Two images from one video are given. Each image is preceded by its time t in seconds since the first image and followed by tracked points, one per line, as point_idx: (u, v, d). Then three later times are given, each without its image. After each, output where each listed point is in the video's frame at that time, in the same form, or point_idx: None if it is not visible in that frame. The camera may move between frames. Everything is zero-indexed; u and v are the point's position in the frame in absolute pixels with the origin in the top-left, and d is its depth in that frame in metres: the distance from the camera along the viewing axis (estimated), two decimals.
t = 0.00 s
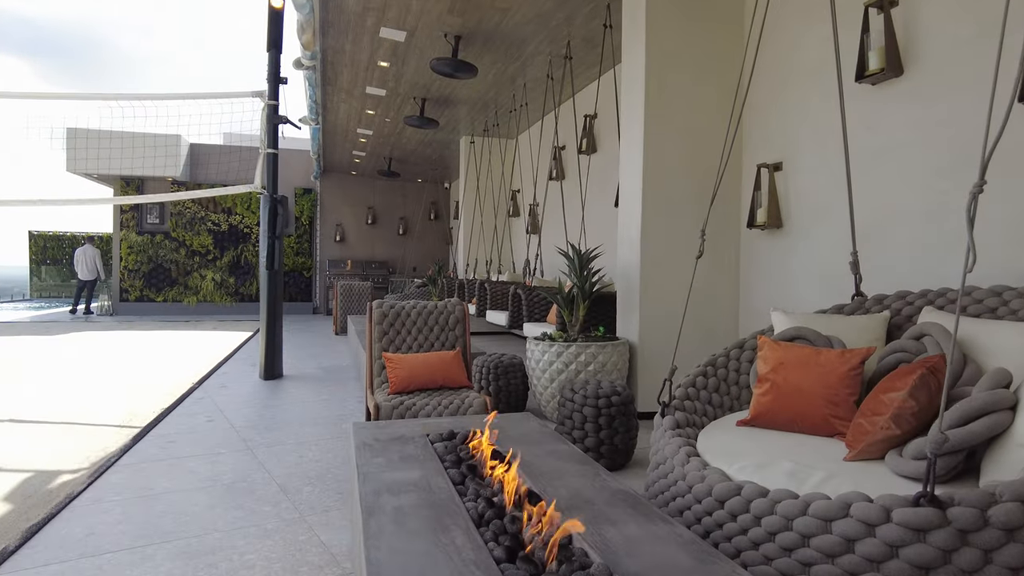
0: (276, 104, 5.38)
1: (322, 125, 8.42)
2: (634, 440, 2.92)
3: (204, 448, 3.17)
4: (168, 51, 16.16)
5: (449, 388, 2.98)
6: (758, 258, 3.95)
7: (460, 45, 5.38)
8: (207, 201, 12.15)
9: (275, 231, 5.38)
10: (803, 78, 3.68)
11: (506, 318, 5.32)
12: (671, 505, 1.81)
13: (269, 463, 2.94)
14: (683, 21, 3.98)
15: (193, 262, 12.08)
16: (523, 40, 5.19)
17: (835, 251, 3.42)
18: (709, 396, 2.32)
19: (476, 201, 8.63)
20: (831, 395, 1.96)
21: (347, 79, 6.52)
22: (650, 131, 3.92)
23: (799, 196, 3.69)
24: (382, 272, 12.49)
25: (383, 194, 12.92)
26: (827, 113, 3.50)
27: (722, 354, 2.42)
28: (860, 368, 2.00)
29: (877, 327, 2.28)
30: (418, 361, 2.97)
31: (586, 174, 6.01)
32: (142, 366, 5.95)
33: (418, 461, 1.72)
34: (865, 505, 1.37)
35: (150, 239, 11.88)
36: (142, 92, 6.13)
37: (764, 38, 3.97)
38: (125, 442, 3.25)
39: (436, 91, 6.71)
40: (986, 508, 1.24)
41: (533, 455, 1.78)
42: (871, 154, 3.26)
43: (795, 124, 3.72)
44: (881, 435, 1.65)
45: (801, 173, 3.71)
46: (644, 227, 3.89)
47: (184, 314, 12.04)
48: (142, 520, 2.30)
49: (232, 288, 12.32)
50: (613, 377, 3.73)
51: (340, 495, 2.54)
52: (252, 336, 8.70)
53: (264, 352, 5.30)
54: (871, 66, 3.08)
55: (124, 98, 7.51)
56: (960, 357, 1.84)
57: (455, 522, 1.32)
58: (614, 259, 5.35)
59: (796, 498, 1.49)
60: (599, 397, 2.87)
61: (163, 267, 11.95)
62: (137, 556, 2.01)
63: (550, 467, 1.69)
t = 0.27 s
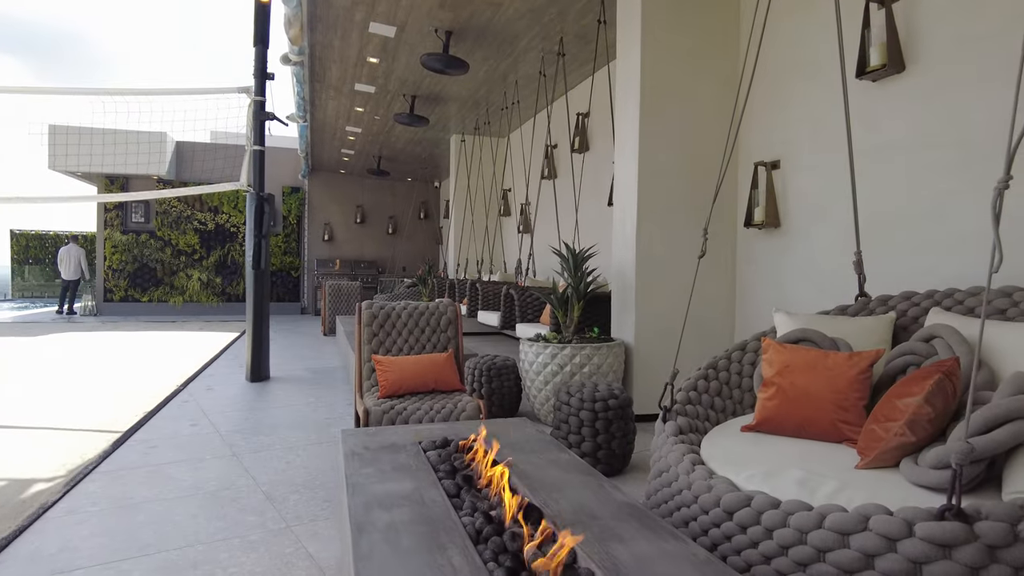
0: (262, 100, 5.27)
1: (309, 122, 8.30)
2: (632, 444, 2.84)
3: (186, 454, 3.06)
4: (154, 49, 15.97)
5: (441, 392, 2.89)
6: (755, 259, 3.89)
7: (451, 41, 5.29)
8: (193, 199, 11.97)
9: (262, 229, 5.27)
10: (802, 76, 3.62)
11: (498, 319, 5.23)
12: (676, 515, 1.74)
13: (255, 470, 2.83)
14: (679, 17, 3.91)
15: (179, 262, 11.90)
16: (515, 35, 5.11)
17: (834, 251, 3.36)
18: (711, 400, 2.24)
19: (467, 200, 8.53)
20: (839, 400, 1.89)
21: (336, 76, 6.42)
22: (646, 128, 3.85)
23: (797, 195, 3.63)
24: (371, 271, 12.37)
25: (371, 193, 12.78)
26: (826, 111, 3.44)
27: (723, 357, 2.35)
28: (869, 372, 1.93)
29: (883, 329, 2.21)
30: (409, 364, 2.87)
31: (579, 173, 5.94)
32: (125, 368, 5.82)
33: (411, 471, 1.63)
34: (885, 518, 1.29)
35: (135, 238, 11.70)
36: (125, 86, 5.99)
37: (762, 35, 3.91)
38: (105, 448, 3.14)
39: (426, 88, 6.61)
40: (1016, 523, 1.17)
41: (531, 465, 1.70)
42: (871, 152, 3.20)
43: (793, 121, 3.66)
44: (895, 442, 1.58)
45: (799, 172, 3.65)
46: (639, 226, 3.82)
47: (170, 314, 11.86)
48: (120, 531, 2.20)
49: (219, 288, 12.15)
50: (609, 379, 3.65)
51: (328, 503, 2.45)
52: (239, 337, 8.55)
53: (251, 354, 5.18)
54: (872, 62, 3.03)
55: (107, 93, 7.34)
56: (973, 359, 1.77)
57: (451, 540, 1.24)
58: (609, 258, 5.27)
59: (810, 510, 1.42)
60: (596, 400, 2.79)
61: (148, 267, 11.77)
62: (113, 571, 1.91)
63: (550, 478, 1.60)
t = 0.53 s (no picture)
0: (253, 96, 5.16)
1: (301, 120, 8.18)
2: (634, 448, 2.76)
3: (173, 460, 2.95)
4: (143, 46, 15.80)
5: (437, 395, 2.80)
6: (758, 258, 3.82)
7: (446, 37, 5.20)
8: (182, 198, 11.81)
9: (252, 228, 5.16)
10: (805, 72, 3.55)
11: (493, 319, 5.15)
12: (687, 526, 1.65)
13: (244, 476, 2.73)
14: (680, 11, 3.83)
15: (168, 261, 11.73)
16: (511, 31, 5.02)
17: (839, 249, 3.29)
18: (719, 403, 2.17)
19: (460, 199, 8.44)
20: (855, 404, 1.81)
21: (328, 71, 6.31)
22: (646, 126, 3.77)
23: (800, 192, 3.56)
24: (363, 271, 12.25)
25: (364, 192, 12.67)
26: (830, 109, 3.38)
27: (730, 359, 2.27)
28: (884, 375, 1.85)
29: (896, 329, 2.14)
30: (404, 366, 2.78)
31: (574, 171, 5.87)
32: (112, 369, 5.69)
33: (409, 482, 1.54)
34: (916, 532, 1.21)
35: (123, 237, 11.53)
36: (112, 81, 5.86)
37: (763, 30, 3.84)
38: (89, 453, 3.03)
39: (419, 84, 6.51)
40: None
41: (535, 473, 1.61)
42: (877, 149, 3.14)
43: (796, 118, 3.59)
44: (919, 447, 1.50)
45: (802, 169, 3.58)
46: (640, 226, 3.74)
47: (159, 314, 11.69)
48: (101, 542, 2.09)
49: (209, 288, 11.99)
50: (609, 381, 3.56)
51: (321, 512, 2.35)
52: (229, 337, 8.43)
53: (241, 355, 5.07)
54: (878, 57, 2.96)
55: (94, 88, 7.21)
56: (995, 362, 1.70)
57: (454, 558, 1.15)
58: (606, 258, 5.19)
59: (833, 522, 1.34)
60: (598, 403, 2.70)
61: (137, 266, 11.60)
62: None
63: (556, 489, 1.52)
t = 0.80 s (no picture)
0: (244, 91, 5.04)
1: (294, 117, 8.07)
2: (639, 453, 2.68)
3: (161, 465, 2.84)
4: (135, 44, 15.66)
5: (436, 398, 2.70)
6: (764, 258, 3.74)
7: (443, 32, 5.11)
8: (173, 196, 11.66)
9: (244, 227, 5.04)
10: (811, 68, 3.48)
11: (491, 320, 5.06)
12: (704, 539, 1.57)
13: (235, 483, 2.63)
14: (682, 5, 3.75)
15: (159, 260, 11.58)
16: (509, 26, 4.93)
17: (848, 248, 3.22)
18: (732, 408, 2.09)
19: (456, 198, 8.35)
20: (876, 409, 1.73)
21: (321, 67, 6.21)
22: (648, 123, 3.68)
23: (806, 190, 3.49)
24: (357, 271, 12.13)
25: (358, 191, 12.55)
26: (838, 105, 3.30)
27: (741, 361, 2.19)
28: (906, 379, 1.77)
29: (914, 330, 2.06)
30: (401, 368, 2.68)
31: (572, 169, 5.79)
32: (101, 370, 5.57)
33: (411, 494, 1.45)
34: (959, 550, 1.13)
35: (113, 236, 11.37)
36: (100, 75, 5.74)
37: (768, 26, 3.76)
38: (74, 458, 2.92)
39: (415, 81, 6.42)
40: None
41: (544, 484, 1.52)
42: (886, 147, 3.06)
43: (801, 114, 3.52)
44: (950, 456, 1.43)
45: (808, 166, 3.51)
46: (642, 225, 3.65)
47: (150, 314, 11.54)
48: (84, 554, 1.99)
49: (201, 288, 11.84)
50: (611, 383, 3.48)
51: (316, 521, 2.25)
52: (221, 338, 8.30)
53: (233, 357, 4.96)
54: (889, 51, 2.88)
55: (82, 83, 7.07)
56: None
57: None
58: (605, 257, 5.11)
59: (865, 537, 1.26)
60: (602, 407, 2.62)
61: (127, 265, 11.45)
62: None
63: (567, 502, 1.43)
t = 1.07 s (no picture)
0: (237, 87, 4.93)
1: (287, 114, 7.96)
2: (646, 460, 2.59)
3: (150, 474, 2.74)
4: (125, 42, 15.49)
5: (435, 404, 2.61)
6: (769, 260, 3.66)
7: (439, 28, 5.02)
8: (164, 195, 11.51)
9: (236, 226, 4.93)
10: (818, 65, 3.41)
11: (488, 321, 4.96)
12: (724, 555, 1.49)
13: (228, 492, 2.53)
14: None
15: (149, 260, 11.43)
16: (507, 23, 4.84)
17: (855, 249, 3.15)
18: (746, 415, 2.01)
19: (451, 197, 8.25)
20: (899, 417, 1.65)
21: (315, 64, 6.11)
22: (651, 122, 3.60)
23: (812, 190, 3.42)
24: (350, 271, 12.02)
25: (351, 190, 12.43)
26: (845, 103, 3.23)
27: (754, 367, 2.11)
28: (931, 386, 1.70)
29: (933, 335, 1.99)
30: (400, 373, 2.59)
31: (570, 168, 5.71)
32: (89, 372, 5.45)
33: (416, 511, 1.36)
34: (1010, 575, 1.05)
35: (103, 236, 11.21)
36: (89, 71, 5.61)
37: (773, 23, 3.69)
38: (60, 466, 2.81)
39: (410, 78, 6.33)
40: None
41: (556, 500, 1.43)
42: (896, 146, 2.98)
43: (808, 113, 3.46)
44: (987, 467, 1.35)
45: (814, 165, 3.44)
46: (645, 225, 3.57)
47: (139, 315, 11.37)
48: (69, 569, 1.89)
49: (191, 288, 11.68)
50: (614, 386, 3.39)
51: (312, 533, 2.16)
52: (213, 338, 8.18)
53: (224, 359, 4.85)
54: (900, 46, 2.81)
55: (70, 79, 6.92)
56: None
57: None
58: (605, 258, 5.03)
59: (903, 558, 1.18)
60: (608, 413, 2.53)
61: (117, 265, 11.29)
62: None
63: (583, 519, 1.34)
